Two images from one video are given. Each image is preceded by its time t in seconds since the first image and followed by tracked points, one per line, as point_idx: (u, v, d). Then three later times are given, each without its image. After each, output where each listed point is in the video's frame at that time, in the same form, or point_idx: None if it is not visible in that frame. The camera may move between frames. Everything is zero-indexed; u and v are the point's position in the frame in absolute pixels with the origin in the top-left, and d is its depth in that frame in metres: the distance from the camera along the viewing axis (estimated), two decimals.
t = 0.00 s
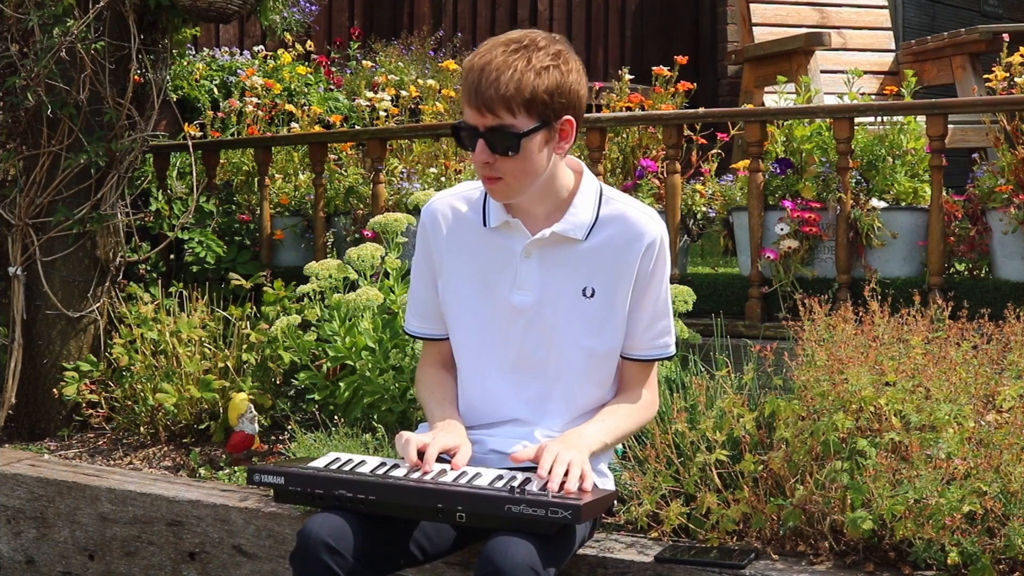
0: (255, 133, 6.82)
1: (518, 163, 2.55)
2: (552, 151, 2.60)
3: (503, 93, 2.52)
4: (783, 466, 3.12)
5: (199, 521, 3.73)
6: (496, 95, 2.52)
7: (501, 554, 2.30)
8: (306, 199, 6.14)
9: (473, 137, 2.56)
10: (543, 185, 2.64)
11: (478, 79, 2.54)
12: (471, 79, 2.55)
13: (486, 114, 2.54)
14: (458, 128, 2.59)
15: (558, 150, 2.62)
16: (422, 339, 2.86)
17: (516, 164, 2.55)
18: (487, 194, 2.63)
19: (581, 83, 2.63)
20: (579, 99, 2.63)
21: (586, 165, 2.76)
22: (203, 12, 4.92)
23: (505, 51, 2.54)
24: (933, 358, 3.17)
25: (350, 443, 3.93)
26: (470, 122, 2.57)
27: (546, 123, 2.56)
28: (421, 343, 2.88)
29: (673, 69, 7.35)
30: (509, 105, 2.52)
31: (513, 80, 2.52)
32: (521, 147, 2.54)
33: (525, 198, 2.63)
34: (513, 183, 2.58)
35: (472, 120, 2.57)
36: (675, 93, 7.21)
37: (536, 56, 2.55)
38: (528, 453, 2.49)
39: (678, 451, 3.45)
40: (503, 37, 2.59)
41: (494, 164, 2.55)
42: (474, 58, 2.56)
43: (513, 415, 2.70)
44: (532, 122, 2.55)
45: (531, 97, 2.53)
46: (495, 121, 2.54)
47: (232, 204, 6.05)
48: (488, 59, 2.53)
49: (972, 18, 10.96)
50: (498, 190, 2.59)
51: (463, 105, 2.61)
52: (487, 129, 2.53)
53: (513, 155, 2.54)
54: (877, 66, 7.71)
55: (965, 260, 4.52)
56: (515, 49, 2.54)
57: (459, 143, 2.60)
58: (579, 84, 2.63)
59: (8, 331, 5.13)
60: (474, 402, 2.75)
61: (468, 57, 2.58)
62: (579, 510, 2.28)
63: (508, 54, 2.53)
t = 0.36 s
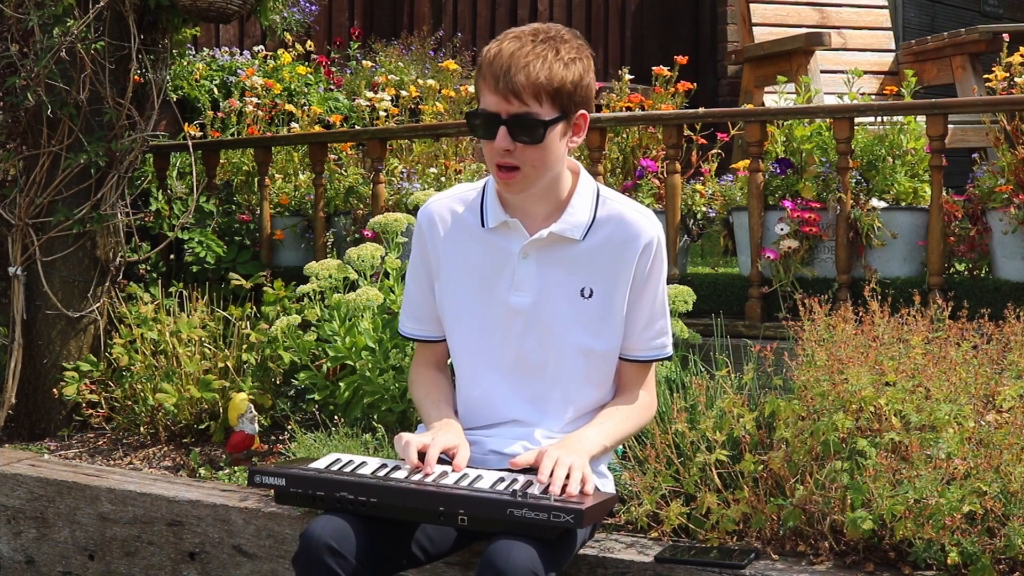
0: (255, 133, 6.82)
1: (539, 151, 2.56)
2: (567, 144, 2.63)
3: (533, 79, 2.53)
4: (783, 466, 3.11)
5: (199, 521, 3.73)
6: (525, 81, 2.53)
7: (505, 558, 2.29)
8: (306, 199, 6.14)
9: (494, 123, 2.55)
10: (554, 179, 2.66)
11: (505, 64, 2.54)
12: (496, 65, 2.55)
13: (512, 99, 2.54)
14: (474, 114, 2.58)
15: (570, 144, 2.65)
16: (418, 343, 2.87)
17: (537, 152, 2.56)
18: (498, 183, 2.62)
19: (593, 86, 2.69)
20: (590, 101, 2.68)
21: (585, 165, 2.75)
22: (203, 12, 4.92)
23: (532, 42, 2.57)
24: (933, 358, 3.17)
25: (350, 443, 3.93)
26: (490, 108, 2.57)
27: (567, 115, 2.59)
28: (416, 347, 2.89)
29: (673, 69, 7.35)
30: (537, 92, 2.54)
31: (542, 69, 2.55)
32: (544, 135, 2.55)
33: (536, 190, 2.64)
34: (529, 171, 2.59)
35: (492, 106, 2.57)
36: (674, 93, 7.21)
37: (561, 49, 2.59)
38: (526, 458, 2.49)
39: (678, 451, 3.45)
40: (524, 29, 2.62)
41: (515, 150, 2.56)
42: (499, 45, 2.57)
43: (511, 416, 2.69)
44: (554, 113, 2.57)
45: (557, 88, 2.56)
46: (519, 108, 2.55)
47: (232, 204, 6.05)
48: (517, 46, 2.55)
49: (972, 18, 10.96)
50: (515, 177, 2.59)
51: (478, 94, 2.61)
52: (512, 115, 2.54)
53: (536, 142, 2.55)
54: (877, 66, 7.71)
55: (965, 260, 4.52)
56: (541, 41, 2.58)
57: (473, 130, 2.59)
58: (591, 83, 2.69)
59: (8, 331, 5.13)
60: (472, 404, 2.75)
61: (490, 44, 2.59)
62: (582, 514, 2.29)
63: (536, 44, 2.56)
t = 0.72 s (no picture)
0: (255, 133, 6.82)
1: (519, 141, 2.55)
2: (556, 136, 2.60)
3: (510, 68, 2.54)
4: (783, 466, 3.11)
5: (199, 521, 3.73)
6: (502, 71, 2.54)
7: (509, 557, 2.29)
8: (306, 199, 6.14)
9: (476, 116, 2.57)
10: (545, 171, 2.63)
11: (485, 55, 2.56)
12: (478, 57, 2.58)
13: (490, 91, 2.56)
14: (463, 108, 2.61)
15: (562, 135, 2.62)
16: (419, 338, 2.86)
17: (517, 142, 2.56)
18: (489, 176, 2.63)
19: (589, 75, 2.65)
20: (586, 90, 2.64)
21: (586, 163, 2.77)
22: (203, 12, 4.92)
23: (512, 31, 2.57)
24: (933, 358, 3.17)
25: (350, 443, 3.93)
26: (474, 100, 2.59)
27: (551, 104, 2.57)
28: (418, 344, 2.88)
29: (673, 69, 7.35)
30: (514, 81, 2.54)
31: (520, 57, 2.55)
32: (523, 124, 2.55)
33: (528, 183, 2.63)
34: (513, 163, 2.58)
35: (477, 99, 2.59)
36: (674, 93, 7.21)
37: (544, 38, 2.58)
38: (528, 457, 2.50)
39: (678, 451, 3.45)
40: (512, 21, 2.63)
41: (496, 142, 2.56)
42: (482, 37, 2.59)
43: (512, 413, 2.69)
44: (536, 102, 2.56)
45: (536, 75, 2.55)
46: (499, 98, 2.55)
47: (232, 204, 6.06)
48: (496, 36, 2.56)
49: (972, 18, 10.96)
50: (499, 168, 2.59)
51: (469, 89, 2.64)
52: (491, 106, 2.55)
53: (514, 131, 2.54)
54: (877, 66, 7.71)
55: (965, 260, 4.52)
56: (523, 30, 2.58)
57: (464, 124, 2.62)
58: (585, 73, 2.65)
59: (8, 330, 5.13)
60: (473, 400, 2.74)
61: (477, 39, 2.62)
62: (585, 513, 2.28)
63: (516, 33, 2.56)
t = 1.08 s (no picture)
0: (255, 133, 6.83)
1: (514, 150, 2.56)
2: (550, 140, 2.61)
3: (501, 78, 2.54)
4: (783, 466, 3.12)
5: (199, 521, 3.73)
6: (493, 81, 2.54)
7: (507, 554, 2.29)
8: (306, 199, 6.14)
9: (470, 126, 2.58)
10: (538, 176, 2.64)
11: (476, 66, 2.56)
12: (469, 67, 2.57)
13: (483, 101, 2.56)
14: (456, 118, 2.61)
15: (557, 138, 2.62)
16: (419, 342, 2.86)
17: (513, 151, 2.56)
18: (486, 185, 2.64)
19: (580, 74, 2.65)
20: (578, 90, 2.64)
21: (583, 165, 2.77)
22: (203, 12, 4.92)
23: (502, 38, 2.57)
24: (933, 357, 3.16)
25: (350, 443, 3.93)
26: (467, 110, 2.59)
27: (544, 110, 2.57)
28: (419, 347, 2.88)
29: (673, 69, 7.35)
30: (506, 91, 2.54)
31: (511, 66, 2.54)
32: (518, 132, 2.55)
33: (524, 187, 2.64)
34: (509, 171, 2.59)
35: (470, 109, 2.59)
36: (674, 93, 7.21)
37: (534, 43, 2.57)
38: (525, 457, 2.49)
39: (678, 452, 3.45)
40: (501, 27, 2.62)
41: (491, 152, 2.57)
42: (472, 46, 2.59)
43: (511, 415, 2.69)
44: (530, 109, 2.56)
45: (528, 83, 2.55)
46: (492, 108, 2.56)
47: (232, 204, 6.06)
48: (485, 45, 2.56)
49: (972, 18, 10.95)
50: (495, 178, 2.60)
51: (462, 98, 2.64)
52: (484, 116, 2.55)
53: (509, 141, 2.55)
54: (877, 66, 7.71)
55: (965, 260, 4.52)
56: (512, 37, 2.57)
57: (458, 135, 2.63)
58: (576, 73, 2.65)
59: (8, 331, 5.13)
60: (472, 402, 2.75)
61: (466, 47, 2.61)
62: (583, 508, 2.28)
63: (506, 41, 2.55)
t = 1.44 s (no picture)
0: (255, 133, 6.82)
1: (493, 140, 2.57)
2: (532, 128, 2.59)
3: (474, 69, 2.55)
4: (783, 466, 3.12)
5: (199, 521, 3.73)
6: (468, 73, 2.56)
7: (502, 555, 2.30)
8: (306, 199, 6.14)
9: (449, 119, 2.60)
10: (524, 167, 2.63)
11: (452, 61, 2.59)
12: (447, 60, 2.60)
13: (461, 94, 2.58)
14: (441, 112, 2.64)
15: (540, 127, 2.61)
16: (417, 343, 2.86)
17: (492, 141, 2.57)
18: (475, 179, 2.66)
19: (561, 60, 2.63)
20: (560, 76, 2.62)
21: (575, 162, 2.77)
22: (203, 12, 4.92)
23: (476, 30, 2.58)
24: (933, 357, 3.16)
25: (350, 443, 3.93)
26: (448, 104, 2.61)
27: (522, 98, 2.56)
28: (418, 347, 2.88)
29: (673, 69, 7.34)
30: (480, 81, 2.55)
31: (484, 57, 2.55)
32: (494, 122, 2.56)
33: (511, 179, 2.63)
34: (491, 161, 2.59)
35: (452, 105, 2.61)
36: (674, 93, 7.21)
37: (508, 32, 2.57)
38: (525, 456, 2.49)
39: (678, 451, 3.45)
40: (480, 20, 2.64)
41: (470, 142, 2.58)
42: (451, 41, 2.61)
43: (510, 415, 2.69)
44: (506, 97, 2.56)
45: (502, 71, 2.55)
46: (470, 99, 2.57)
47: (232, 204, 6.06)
48: (460, 40, 2.58)
49: (973, 18, 10.95)
50: (479, 170, 2.61)
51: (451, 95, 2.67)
52: (462, 108, 2.57)
53: (485, 131, 2.56)
54: (877, 66, 7.71)
55: (965, 260, 4.52)
56: (486, 28, 2.58)
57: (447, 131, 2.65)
58: (557, 60, 2.63)
59: (8, 331, 5.13)
60: (471, 402, 2.74)
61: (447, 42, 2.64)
62: (580, 510, 2.28)
63: (479, 32, 2.57)
